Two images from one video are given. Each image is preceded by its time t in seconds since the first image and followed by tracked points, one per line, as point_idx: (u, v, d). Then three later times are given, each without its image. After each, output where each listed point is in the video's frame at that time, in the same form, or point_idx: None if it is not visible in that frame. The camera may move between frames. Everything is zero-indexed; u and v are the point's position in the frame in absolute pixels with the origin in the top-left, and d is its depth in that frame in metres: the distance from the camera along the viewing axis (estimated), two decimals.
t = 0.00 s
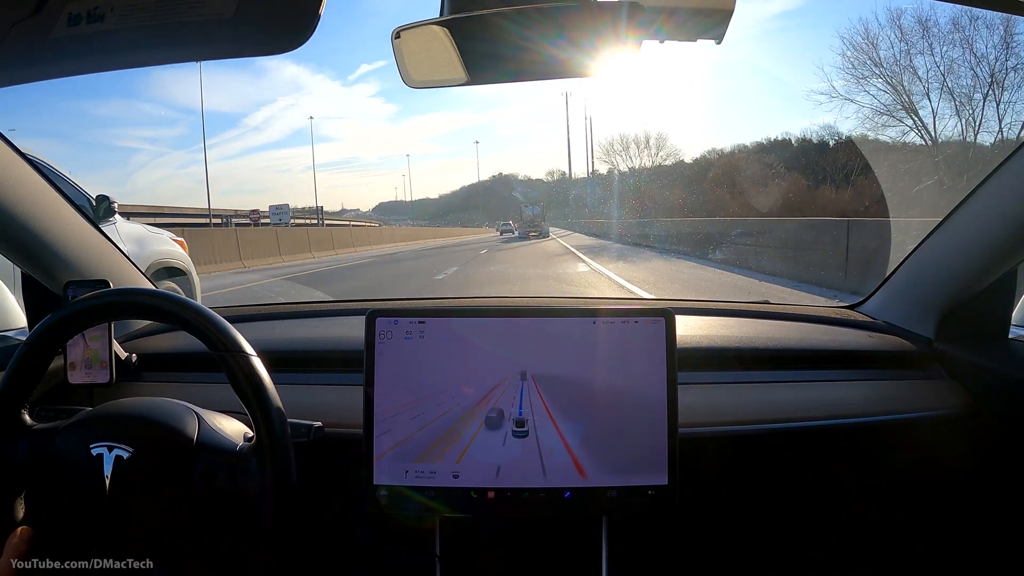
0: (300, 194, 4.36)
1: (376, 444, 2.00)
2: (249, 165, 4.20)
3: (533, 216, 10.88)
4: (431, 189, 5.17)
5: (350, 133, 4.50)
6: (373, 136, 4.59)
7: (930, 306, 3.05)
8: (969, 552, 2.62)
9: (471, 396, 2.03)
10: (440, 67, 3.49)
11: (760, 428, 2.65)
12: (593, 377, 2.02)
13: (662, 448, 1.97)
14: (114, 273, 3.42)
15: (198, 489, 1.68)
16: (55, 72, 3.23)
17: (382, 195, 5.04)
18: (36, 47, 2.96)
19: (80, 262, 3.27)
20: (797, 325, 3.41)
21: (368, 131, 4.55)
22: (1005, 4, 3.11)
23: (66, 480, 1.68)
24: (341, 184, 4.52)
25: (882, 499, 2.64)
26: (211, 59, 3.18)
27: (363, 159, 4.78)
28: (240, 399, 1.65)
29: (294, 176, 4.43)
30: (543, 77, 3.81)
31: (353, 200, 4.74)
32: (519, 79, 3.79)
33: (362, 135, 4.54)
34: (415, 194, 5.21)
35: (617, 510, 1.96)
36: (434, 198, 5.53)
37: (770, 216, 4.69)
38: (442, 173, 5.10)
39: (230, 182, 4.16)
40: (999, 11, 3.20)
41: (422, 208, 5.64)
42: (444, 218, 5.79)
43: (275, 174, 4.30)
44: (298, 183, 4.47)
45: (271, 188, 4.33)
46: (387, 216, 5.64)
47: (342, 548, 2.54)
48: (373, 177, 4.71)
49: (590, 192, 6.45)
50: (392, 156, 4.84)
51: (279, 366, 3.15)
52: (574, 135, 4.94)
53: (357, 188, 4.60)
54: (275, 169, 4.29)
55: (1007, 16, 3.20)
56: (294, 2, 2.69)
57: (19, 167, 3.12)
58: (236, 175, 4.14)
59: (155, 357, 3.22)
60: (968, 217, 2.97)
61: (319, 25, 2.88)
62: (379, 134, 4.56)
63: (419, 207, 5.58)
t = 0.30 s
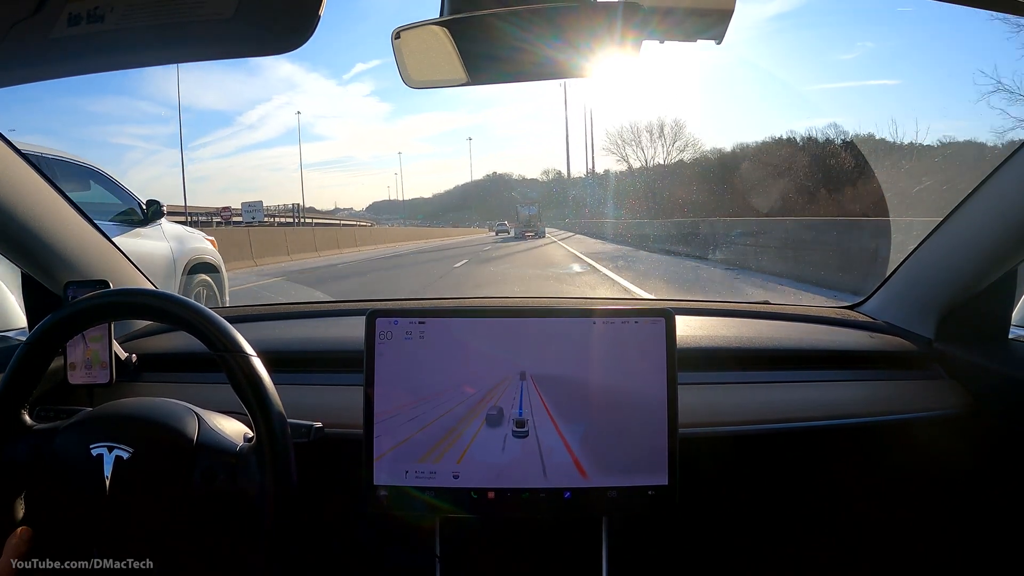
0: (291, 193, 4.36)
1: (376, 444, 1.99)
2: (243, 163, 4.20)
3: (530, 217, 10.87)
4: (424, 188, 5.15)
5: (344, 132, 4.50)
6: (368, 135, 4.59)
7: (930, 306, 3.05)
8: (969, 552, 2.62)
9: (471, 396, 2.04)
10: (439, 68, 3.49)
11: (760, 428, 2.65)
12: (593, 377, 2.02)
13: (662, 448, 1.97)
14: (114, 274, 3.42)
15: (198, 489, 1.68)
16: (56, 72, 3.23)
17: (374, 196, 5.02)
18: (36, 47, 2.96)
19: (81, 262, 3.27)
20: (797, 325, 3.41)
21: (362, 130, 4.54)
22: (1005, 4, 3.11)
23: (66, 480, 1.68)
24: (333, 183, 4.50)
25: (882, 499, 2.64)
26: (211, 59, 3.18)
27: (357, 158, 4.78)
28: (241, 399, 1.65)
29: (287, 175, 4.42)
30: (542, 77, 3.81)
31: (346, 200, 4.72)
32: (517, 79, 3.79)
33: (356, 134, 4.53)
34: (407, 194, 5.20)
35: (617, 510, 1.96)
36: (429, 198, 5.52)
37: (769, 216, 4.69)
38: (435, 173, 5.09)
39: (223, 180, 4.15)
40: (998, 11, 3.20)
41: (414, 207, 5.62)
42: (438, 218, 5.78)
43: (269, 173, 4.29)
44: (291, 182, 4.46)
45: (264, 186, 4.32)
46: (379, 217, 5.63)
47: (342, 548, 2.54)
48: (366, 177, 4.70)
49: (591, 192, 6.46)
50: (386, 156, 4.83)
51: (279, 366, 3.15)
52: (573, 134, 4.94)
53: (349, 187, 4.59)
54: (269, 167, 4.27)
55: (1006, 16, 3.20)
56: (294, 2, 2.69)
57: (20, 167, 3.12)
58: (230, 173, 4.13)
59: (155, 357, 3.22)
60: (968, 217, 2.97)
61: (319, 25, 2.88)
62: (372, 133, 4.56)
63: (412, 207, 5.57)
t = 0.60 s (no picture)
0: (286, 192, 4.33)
1: (376, 444, 1.99)
2: (238, 162, 4.17)
3: (527, 217, 10.85)
4: (418, 187, 5.14)
5: (339, 131, 4.49)
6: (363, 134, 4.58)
7: (931, 305, 3.04)
8: (968, 552, 2.62)
9: (471, 397, 2.04)
10: (439, 68, 3.49)
11: (760, 428, 2.65)
12: (593, 378, 2.02)
13: (663, 449, 1.97)
14: (114, 275, 3.42)
15: (199, 488, 1.68)
16: (56, 73, 3.23)
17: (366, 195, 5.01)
18: (37, 47, 2.96)
19: (81, 263, 3.27)
20: (797, 325, 3.40)
21: (357, 129, 4.53)
22: (1005, 4, 3.11)
23: (66, 480, 1.68)
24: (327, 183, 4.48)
25: (882, 499, 2.64)
26: (211, 59, 3.18)
27: (352, 158, 4.77)
28: (240, 399, 1.65)
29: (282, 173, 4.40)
30: (541, 77, 3.81)
31: (340, 199, 4.71)
32: (517, 79, 3.79)
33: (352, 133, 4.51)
34: (401, 194, 5.19)
35: (618, 510, 1.96)
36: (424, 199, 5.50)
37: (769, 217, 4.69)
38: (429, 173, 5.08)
39: (216, 178, 4.13)
40: (998, 12, 3.19)
41: (408, 206, 5.61)
42: (433, 218, 5.77)
43: (265, 170, 4.27)
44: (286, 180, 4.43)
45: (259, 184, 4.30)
46: (373, 218, 5.60)
47: (342, 547, 2.54)
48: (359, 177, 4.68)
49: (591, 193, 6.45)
50: (381, 156, 4.83)
51: (278, 366, 3.15)
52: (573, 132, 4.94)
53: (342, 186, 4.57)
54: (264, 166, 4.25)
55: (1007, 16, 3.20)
56: (294, 2, 2.69)
57: (19, 168, 3.12)
58: (224, 170, 4.12)
59: (155, 357, 3.21)
60: (967, 218, 2.98)
61: (319, 25, 2.88)
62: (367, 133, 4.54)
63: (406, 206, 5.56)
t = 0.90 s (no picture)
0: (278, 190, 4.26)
1: (376, 444, 1.99)
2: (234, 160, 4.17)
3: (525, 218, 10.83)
4: (416, 187, 5.12)
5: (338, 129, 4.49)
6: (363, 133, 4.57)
7: (931, 305, 3.04)
8: (968, 552, 2.63)
9: (471, 396, 2.03)
10: (439, 67, 3.49)
11: (759, 427, 2.65)
12: (593, 377, 2.02)
13: (662, 449, 1.97)
14: (114, 274, 3.42)
15: (199, 488, 1.68)
16: (56, 72, 3.23)
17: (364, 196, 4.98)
18: (36, 46, 2.95)
19: (81, 263, 3.27)
20: (797, 325, 3.40)
21: (356, 128, 4.53)
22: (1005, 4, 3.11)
23: (66, 480, 1.68)
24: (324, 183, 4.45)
25: (881, 498, 2.64)
26: (211, 58, 3.18)
27: (351, 157, 4.77)
28: (240, 399, 1.65)
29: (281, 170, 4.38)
30: (541, 77, 3.81)
31: (336, 198, 4.69)
32: (517, 78, 3.79)
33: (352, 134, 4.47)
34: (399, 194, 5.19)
35: (617, 510, 1.96)
36: (422, 198, 5.50)
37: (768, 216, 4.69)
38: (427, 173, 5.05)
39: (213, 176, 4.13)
40: (999, 11, 3.19)
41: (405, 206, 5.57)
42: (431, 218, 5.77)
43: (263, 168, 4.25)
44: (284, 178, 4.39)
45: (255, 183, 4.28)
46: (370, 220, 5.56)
47: (342, 547, 2.54)
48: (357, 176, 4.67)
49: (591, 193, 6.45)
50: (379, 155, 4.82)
51: (278, 366, 3.15)
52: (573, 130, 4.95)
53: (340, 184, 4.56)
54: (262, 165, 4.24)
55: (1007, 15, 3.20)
56: (294, 2, 2.69)
57: (19, 167, 3.13)
58: (220, 169, 4.12)
59: (155, 357, 3.21)
60: (967, 217, 2.98)
61: (318, 25, 2.88)
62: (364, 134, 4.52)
63: (404, 206, 5.54)
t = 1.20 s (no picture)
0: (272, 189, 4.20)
1: (375, 444, 1.99)
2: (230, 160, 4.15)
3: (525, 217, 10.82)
4: (414, 187, 5.10)
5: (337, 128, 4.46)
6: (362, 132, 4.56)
7: (931, 306, 3.04)
8: (969, 552, 2.62)
9: (470, 396, 2.03)
10: (438, 67, 3.49)
11: (759, 427, 2.65)
12: (593, 378, 2.02)
13: (662, 450, 1.97)
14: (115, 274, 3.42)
15: (199, 487, 1.68)
16: (56, 73, 3.22)
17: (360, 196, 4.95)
18: (36, 47, 2.95)
19: (81, 263, 3.27)
20: (797, 325, 3.40)
21: (355, 126, 4.50)
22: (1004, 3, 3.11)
23: (66, 480, 1.67)
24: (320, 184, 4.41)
25: (881, 498, 2.64)
26: (210, 58, 3.18)
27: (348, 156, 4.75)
28: (240, 398, 1.65)
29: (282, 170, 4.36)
30: (541, 77, 3.81)
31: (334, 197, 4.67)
32: (517, 79, 3.78)
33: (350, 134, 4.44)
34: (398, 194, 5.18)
35: (617, 510, 1.96)
36: (421, 198, 5.49)
37: (768, 217, 4.74)
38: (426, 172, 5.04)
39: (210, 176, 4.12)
40: (998, 11, 3.19)
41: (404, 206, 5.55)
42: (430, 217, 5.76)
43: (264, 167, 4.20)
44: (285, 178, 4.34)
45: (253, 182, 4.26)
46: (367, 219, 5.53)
47: (342, 547, 2.54)
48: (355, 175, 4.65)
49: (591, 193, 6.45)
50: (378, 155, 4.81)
51: (278, 366, 3.15)
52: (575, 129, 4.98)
53: (338, 184, 4.54)
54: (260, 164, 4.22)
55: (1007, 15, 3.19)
56: (293, 2, 2.69)
57: (19, 166, 3.13)
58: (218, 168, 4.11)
59: (155, 357, 3.21)
60: (966, 217, 2.98)
61: (318, 25, 2.88)
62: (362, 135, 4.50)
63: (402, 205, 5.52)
